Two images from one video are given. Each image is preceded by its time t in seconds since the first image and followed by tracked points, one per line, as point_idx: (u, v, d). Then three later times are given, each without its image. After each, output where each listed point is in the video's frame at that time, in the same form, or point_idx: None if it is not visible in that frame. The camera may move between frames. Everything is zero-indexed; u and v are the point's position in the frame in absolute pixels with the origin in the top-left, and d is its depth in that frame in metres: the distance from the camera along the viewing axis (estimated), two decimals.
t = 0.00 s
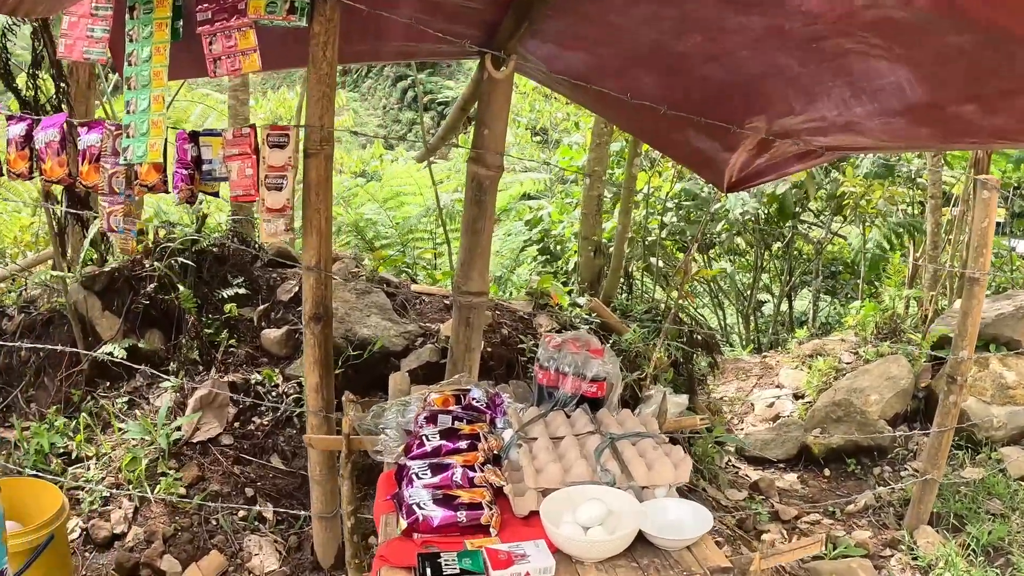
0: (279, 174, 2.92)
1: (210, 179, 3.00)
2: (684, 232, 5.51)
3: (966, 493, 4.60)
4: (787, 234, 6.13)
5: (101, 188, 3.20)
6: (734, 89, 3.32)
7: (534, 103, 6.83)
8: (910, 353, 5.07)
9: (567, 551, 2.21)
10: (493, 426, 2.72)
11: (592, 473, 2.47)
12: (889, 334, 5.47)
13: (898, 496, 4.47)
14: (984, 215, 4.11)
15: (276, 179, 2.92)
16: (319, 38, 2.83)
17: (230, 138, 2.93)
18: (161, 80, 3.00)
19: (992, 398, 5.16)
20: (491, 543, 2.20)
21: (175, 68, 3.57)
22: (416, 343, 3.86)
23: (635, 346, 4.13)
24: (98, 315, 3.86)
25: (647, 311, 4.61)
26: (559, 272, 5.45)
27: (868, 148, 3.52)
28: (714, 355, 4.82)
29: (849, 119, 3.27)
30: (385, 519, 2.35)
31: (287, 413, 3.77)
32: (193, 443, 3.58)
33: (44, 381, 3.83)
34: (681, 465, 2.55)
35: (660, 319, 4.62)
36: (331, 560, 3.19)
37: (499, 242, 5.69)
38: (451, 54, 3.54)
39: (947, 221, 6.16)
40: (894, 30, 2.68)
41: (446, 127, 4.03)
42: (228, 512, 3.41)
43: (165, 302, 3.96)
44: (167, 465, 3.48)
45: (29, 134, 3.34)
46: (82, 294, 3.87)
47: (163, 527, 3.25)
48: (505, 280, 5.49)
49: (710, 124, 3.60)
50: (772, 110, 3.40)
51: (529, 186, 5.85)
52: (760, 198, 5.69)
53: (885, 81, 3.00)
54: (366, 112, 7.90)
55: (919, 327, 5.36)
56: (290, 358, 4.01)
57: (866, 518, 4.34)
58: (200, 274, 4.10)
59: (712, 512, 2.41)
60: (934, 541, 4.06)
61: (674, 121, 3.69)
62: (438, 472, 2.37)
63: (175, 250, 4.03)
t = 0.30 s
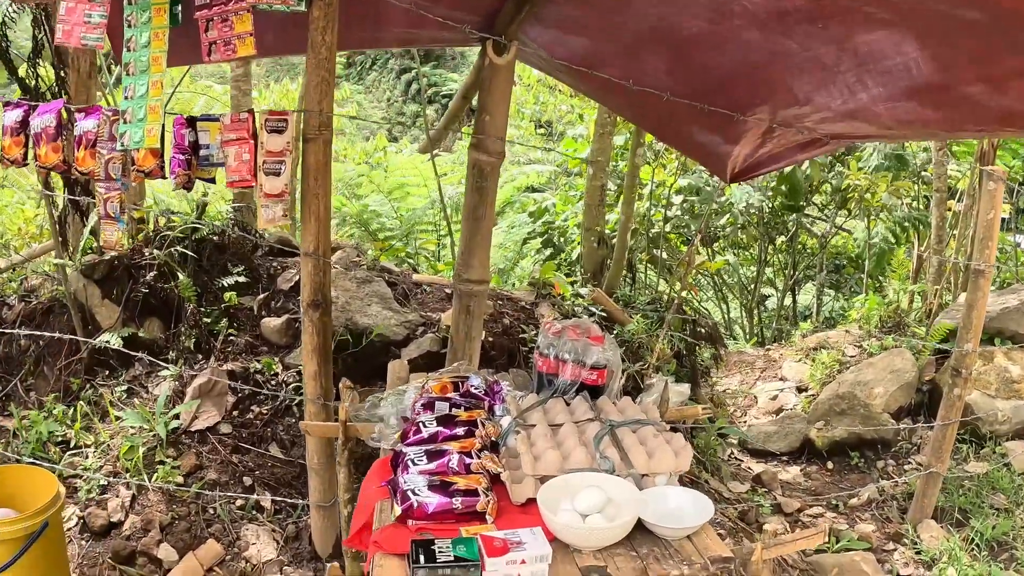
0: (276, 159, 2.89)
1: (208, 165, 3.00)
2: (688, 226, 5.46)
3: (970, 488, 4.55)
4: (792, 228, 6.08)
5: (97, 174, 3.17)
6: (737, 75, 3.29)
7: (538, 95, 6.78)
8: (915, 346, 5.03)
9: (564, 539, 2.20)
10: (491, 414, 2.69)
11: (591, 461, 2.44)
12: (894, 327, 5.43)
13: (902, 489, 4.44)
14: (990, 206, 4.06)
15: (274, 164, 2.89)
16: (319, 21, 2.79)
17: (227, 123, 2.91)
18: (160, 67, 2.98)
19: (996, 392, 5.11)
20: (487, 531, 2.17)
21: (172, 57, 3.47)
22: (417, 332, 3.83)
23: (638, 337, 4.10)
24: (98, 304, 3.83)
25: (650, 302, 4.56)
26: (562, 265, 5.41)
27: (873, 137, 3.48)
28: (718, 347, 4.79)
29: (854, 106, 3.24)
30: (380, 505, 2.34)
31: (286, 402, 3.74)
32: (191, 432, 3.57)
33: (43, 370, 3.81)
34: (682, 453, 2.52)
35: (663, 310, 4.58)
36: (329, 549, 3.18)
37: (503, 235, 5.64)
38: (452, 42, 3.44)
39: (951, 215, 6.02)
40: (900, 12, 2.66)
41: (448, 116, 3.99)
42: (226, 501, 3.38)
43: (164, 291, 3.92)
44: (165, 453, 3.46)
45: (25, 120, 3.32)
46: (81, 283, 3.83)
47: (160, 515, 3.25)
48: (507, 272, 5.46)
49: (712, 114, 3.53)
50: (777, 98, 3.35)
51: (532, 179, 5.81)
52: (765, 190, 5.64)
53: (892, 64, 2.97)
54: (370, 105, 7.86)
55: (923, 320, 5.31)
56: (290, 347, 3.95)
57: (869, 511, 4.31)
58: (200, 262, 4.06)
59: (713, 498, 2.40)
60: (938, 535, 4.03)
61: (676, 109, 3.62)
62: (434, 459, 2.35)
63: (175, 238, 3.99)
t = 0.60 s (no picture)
0: (276, 141, 2.87)
1: (207, 146, 2.99)
2: (693, 220, 5.42)
3: (975, 480, 4.51)
4: (796, 223, 6.04)
5: (97, 156, 3.17)
6: (740, 62, 3.26)
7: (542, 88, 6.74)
8: (920, 339, 5.00)
9: (561, 519, 2.18)
10: (489, 395, 2.67)
11: (590, 441, 2.42)
12: (898, 320, 5.40)
13: (906, 481, 4.40)
14: (996, 196, 4.02)
15: (273, 146, 2.88)
16: (318, 3, 2.77)
17: (226, 104, 2.90)
18: (160, 48, 2.94)
19: (1002, 384, 5.06)
20: (483, 509, 2.18)
21: (175, 40, 3.45)
22: (418, 319, 3.80)
23: (640, 326, 4.07)
24: (98, 290, 3.80)
25: (653, 292, 4.54)
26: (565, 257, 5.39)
27: (878, 122, 3.44)
28: (721, 337, 4.76)
29: (858, 92, 3.21)
30: (376, 485, 2.32)
31: (285, 388, 3.72)
32: (191, 417, 3.56)
33: (43, 356, 3.81)
34: (683, 434, 2.51)
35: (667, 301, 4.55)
36: (327, 534, 3.17)
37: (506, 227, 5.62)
38: (456, 25, 3.39)
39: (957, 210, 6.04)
40: None
41: (452, 103, 3.97)
42: (224, 486, 3.37)
43: (165, 277, 3.91)
44: (164, 438, 3.44)
45: (26, 103, 3.34)
46: (81, 269, 3.82)
47: (158, 500, 3.24)
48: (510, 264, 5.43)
49: (715, 100, 3.51)
50: (781, 84, 3.32)
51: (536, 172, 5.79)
52: (770, 182, 5.60)
53: (896, 48, 2.94)
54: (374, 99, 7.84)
55: (928, 314, 5.27)
56: (290, 333, 3.95)
57: (873, 503, 4.27)
58: (202, 249, 4.03)
59: (715, 482, 2.37)
60: (942, 527, 3.99)
61: (679, 96, 3.59)
62: (430, 438, 2.33)
63: (175, 225, 3.96)
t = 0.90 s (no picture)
0: (287, 134, 2.88)
1: (218, 140, 2.98)
2: (701, 216, 5.42)
3: (982, 477, 4.50)
4: (805, 219, 6.03)
5: (108, 150, 3.18)
6: (751, 57, 3.25)
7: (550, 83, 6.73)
8: (929, 335, 4.99)
9: (573, 510, 2.19)
10: (501, 387, 2.68)
11: (602, 433, 2.43)
12: (906, 316, 5.40)
13: (913, 478, 4.39)
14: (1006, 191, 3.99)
15: (284, 139, 2.88)
16: None
17: (238, 98, 2.90)
18: (171, 42, 2.96)
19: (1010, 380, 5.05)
20: (495, 500, 2.18)
21: (183, 36, 3.43)
22: (427, 313, 3.81)
23: (649, 321, 4.08)
24: (108, 283, 3.80)
25: (662, 287, 4.53)
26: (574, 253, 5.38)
27: (889, 118, 3.40)
28: (730, 332, 4.76)
29: (868, 89, 3.20)
30: (388, 476, 2.33)
31: (296, 381, 3.74)
32: (200, 410, 3.55)
33: (53, 349, 3.83)
34: (694, 427, 2.52)
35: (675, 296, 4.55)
36: (337, 527, 3.19)
37: (514, 222, 5.61)
38: (468, 19, 3.38)
39: (965, 207, 6.02)
40: None
41: (461, 98, 3.96)
42: (234, 479, 3.39)
43: (175, 271, 3.92)
44: (174, 431, 3.45)
45: (37, 97, 3.33)
46: (91, 263, 3.83)
47: (168, 492, 3.26)
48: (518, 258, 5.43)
49: (725, 94, 3.49)
50: (791, 79, 3.31)
51: (545, 167, 5.78)
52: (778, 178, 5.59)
53: (908, 45, 2.93)
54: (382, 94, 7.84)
55: (937, 310, 5.26)
56: (300, 327, 3.96)
57: (881, 499, 4.26)
58: (211, 242, 4.02)
59: (725, 474, 2.36)
60: (949, 523, 3.98)
61: (688, 92, 3.58)
62: (443, 430, 2.34)
63: (185, 219, 3.96)
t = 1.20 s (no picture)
0: (315, 123, 2.87)
1: (245, 129, 2.98)
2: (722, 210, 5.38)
3: (1008, 476, 4.44)
4: (827, 214, 5.97)
5: (135, 139, 3.17)
6: (780, 50, 3.21)
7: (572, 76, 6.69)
8: (953, 332, 4.94)
9: (606, 502, 2.18)
10: (530, 378, 2.66)
11: (634, 425, 2.42)
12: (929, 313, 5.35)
13: (937, 475, 4.33)
14: None
15: (312, 128, 2.87)
16: None
17: (265, 87, 2.88)
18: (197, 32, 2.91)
19: None
20: (528, 491, 2.16)
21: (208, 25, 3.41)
22: (452, 305, 3.78)
23: (673, 315, 4.05)
24: (133, 273, 3.82)
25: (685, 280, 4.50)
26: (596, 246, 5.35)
27: (920, 111, 3.35)
28: (754, 326, 4.72)
29: (899, 83, 3.16)
30: (418, 466, 2.32)
31: (320, 370, 3.74)
32: (225, 400, 3.55)
33: (78, 338, 3.87)
34: (726, 420, 2.50)
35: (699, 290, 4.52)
36: (361, 518, 3.20)
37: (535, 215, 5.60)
38: (493, 8, 3.35)
39: (990, 202, 5.94)
40: None
41: (484, 89, 3.93)
42: (258, 469, 3.38)
43: (199, 261, 3.91)
44: (198, 421, 3.44)
45: (63, 87, 3.33)
46: (116, 253, 3.85)
47: (192, 482, 3.27)
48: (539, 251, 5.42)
49: (752, 86, 3.45)
50: (820, 72, 3.27)
51: (566, 160, 5.76)
52: (802, 172, 5.54)
53: (939, 37, 2.87)
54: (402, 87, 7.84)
55: (961, 307, 5.20)
56: (324, 317, 3.93)
57: (904, 496, 4.20)
58: (235, 233, 4.02)
59: (756, 466, 2.34)
60: (973, 522, 3.92)
61: (715, 84, 3.54)
62: (474, 421, 2.33)
63: (210, 209, 3.95)
